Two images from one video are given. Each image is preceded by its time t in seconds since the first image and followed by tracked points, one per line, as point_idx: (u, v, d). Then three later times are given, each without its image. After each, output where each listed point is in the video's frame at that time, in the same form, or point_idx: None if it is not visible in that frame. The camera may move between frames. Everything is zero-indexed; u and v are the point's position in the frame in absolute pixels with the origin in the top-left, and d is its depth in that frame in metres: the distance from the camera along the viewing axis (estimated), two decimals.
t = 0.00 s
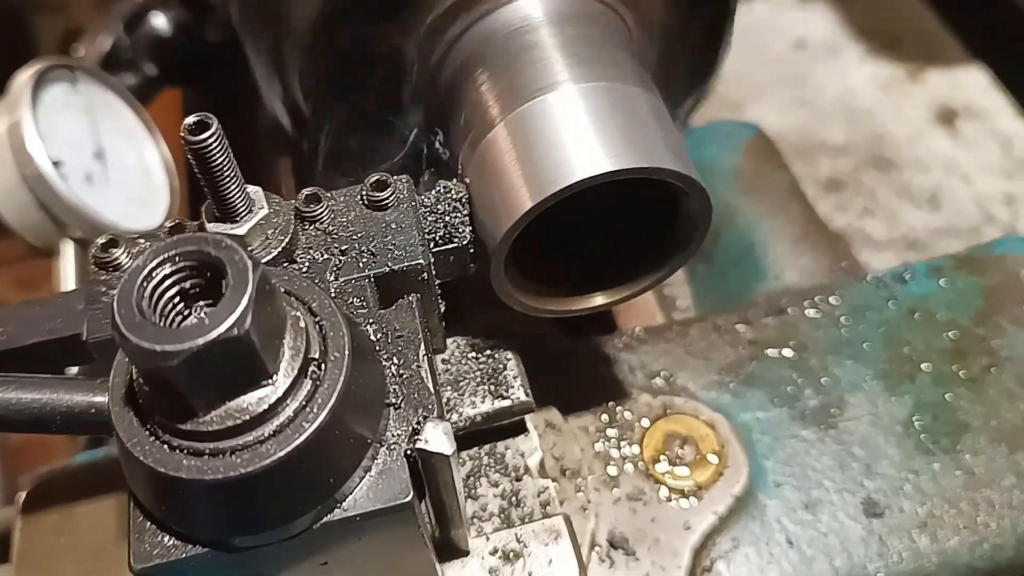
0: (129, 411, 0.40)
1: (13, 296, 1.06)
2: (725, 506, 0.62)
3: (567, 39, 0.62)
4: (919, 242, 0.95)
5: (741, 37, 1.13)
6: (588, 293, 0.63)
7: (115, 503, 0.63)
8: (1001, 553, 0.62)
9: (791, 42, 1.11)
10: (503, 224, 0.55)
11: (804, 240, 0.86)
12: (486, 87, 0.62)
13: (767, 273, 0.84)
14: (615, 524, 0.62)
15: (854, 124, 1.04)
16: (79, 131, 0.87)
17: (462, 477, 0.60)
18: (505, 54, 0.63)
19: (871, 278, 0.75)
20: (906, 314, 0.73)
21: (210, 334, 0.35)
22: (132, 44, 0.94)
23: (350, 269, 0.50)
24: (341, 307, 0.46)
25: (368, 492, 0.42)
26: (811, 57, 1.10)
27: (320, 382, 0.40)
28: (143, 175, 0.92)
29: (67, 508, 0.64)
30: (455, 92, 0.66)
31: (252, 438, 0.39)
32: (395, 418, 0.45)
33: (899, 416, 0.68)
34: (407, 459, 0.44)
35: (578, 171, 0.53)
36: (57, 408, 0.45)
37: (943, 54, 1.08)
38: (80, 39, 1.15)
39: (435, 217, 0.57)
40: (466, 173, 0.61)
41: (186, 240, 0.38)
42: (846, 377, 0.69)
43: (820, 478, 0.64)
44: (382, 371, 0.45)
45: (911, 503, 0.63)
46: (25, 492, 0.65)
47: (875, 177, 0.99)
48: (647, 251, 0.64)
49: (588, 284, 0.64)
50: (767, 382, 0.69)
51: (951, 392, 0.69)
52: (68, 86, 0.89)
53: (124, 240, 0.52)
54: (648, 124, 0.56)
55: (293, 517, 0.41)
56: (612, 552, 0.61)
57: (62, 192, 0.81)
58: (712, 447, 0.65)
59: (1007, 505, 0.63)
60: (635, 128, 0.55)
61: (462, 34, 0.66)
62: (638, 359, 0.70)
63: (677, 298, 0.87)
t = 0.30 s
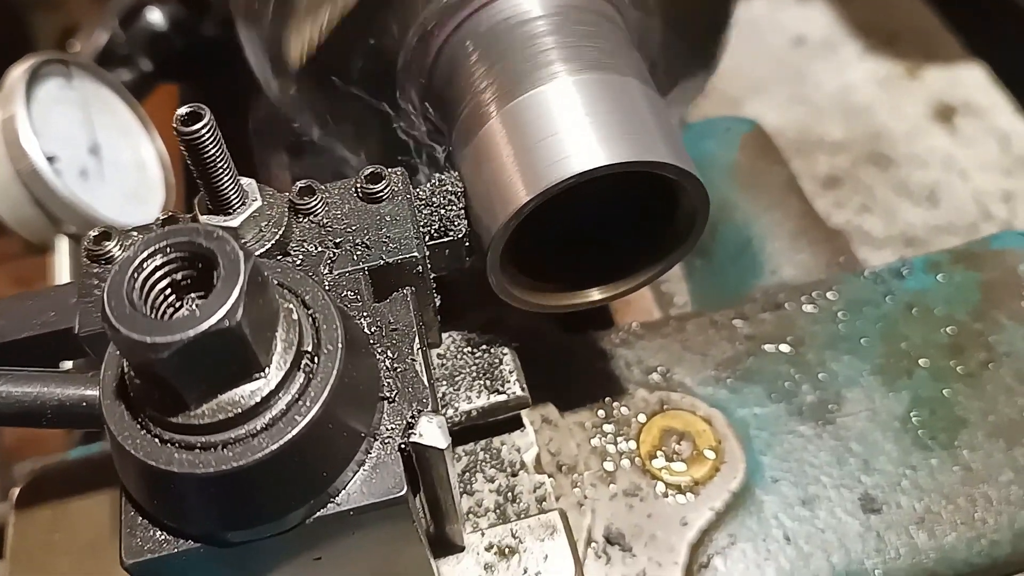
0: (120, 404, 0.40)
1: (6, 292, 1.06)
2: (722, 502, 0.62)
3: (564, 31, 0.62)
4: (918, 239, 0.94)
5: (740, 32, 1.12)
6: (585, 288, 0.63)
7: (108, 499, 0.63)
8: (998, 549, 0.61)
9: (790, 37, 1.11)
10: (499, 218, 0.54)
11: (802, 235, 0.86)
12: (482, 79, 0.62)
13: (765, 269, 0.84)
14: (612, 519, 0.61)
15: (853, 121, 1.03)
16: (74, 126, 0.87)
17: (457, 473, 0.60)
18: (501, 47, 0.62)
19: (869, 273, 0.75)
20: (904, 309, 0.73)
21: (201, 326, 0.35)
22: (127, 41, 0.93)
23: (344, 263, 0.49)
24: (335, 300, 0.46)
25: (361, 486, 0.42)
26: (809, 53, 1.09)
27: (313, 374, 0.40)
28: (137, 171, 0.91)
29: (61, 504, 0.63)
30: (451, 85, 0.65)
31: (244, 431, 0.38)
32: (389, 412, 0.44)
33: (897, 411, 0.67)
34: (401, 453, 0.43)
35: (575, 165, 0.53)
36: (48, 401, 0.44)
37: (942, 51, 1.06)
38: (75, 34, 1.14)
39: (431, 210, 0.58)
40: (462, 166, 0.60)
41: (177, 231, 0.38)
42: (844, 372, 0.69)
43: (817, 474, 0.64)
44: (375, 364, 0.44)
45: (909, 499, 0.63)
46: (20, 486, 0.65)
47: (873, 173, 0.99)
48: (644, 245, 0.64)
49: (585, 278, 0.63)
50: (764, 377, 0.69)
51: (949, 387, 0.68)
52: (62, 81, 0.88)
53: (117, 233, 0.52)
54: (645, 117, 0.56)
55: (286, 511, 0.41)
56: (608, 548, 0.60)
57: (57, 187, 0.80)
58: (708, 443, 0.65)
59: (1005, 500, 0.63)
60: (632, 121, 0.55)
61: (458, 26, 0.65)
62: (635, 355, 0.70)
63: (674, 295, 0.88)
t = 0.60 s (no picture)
0: (129, 400, 0.40)
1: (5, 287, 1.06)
2: (723, 498, 0.63)
3: (568, 31, 0.62)
4: (917, 238, 0.94)
5: (740, 31, 1.12)
6: (587, 287, 0.63)
7: (113, 497, 0.63)
8: (997, 545, 0.62)
9: (790, 37, 1.11)
10: (504, 218, 0.55)
11: (802, 234, 0.86)
12: (486, 79, 0.62)
13: (765, 267, 0.85)
14: (613, 516, 0.62)
15: (852, 120, 1.03)
16: (77, 124, 0.87)
17: (460, 469, 0.60)
18: (505, 47, 0.63)
19: (869, 272, 0.75)
20: (903, 307, 0.73)
21: (211, 322, 0.35)
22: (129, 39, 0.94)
23: (349, 260, 0.50)
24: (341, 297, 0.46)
25: (368, 481, 0.42)
26: (809, 52, 1.10)
27: (320, 371, 0.40)
28: (140, 169, 0.91)
29: (66, 499, 0.64)
30: (455, 85, 0.66)
31: (252, 427, 0.39)
32: (394, 408, 0.45)
33: (896, 408, 0.68)
34: (407, 448, 0.44)
35: (579, 164, 0.53)
36: (57, 397, 0.45)
37: (941, 50, 1.07)
38: (77, 32, 1.14)
39: (435, 208, 0.58)
40: (466, 165, 0.60)
41: (186, 228, 0.38)
42: (844, 370, 0.70)
43: (817, 471, 0.65)
44: (381, 360, 0.45)
45: (908, 495, 0.64)
46: (25, 482, 0.65)
47: (872, 173, 0.99)
48: (644, 245, 0.64)
49: (587, 278, 0.64)
50: (765, 375, 0.69)
51: (948, 385, 0.69)
52: (65, 80, 0.88)
53: (124, 230, 0.52)
54: (649, 117, 0.56)
55: (293, 506, 0.41)
56: (610, 544, 0.61)
57: (60, 186, 0.81)
58: (710, 440, 0.65)
59: (1004, 497, 0.64)
60: (636, 121, 0.55)
61: (462, 27, 0.66)
62: (636, 352, 0.70)
63: (675, 293, 0.87)
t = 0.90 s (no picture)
0: (133, 402, 0.40)
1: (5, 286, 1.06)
2: (725, 499, 0.63)
3: (571, 33, 0.62)
4: (918, 239, 0.94)
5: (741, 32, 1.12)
6: (590, 289, 0.63)
7: (114, 496, 0.63)
8: (999, 546, 0.62)
9: (791, 37, 1.11)
10: (507, 220, 0.55)
11: (803, 234, 0.87)
12: (489, 82, 0.62)
13: (766, 266, 0.85)
14: (615, 516, 0.62)
15: (853, 121, 1.03)
16: (78, 125, 0.87)
17: (463, 469, 0.60)
18: (507, 49, 0.63)
19: (870, 272, 0.75)
20: (905, 308, 0.73)
21: (215, 324, 0.35)
22: (131, 40, 0.94)
23: (352, 261, 0.50)
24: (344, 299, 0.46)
25: (371, 482, 0.42)
26: (810, 53, 1.10)
27: (323, 372, 0.40)
28: (141, 170, 0.91)
29: (67, 499, 0.64)
30: (457, 87, 0.66)
31: (256, 428, 0.39)
32: (397, 409, 0.45)
33: (898, 409, 0.68)
34: (410, 449, 0.44)
35: (583, 167, 0.53)
36: (60, 398, 0.45)
37: (942, 51, 1.07)
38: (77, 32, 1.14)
39: (438, 209, 0.58)
40: (469, 166, 0.60)
41: (189, 230, 0.38)
42: (845, 370, 0.70)
43: (819, 472, 0.65)
44: (384, 362, 0.45)
45: (910, 496, 0.64)
46: (26, 483, 0.66)
47: (873, 173, 0.99)
48: (646, 245, 0.64)
49: (590, 280, 0.63)
50: (767, 375, 0.69)
51: (950, 385, 0.69)
52: (67, 80, 0.88)
53: (126, 231, 0.52)
54: (652, 120, 0.56)
55: (297, 507, 0.41)
56: (612, 544, 0.61)
57: (61, 187, 0.81)
58: (711, 440, 0.65)
59: (1005, 497, 0.64)
60: (639, 124, 0.55)
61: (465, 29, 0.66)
62: (637, 353, 0.70)
63: (677, 295, 0.86)
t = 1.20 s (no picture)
0: (133, 395, 0.40)
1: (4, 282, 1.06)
2: (725, 495, 0.63)
3: (571, 29, 0.62)
4: (919, 238, 0.94)
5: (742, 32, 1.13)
6: (591, 286, 0.63)
7: (114, 492, 0.63)
8: (999, 543, 0.62)
9: (792, 37, 1.11)
10: (507, 217, 0.55)
11: (803, 231, 0.87)
12: (489, 77, 0.62)
13: (766, 264, 0.85)
14: (615, 512, 0.62)
15: (854, 120, 1.03)
16: (79, 122, 0.87)
17: (463, 465, 0.61)
18: (508, 46, 0.63)
19: (871, 270, 0.75)
20: (905, 305, 0.73)
21: (215, 316, 0.35)
22: (131, 38, 0.95)
23: (353, 256, 0.50)
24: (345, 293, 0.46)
25: (371, 476, 0.42)
26: (811, 52, 1.10)
27: (324, 366, 0.40)
28: (142, 168, 0.92)
29: (67, 495, 0.64)
30: (458, 84, 0.66)
31: (256, 422, 0.39)
32: (398, 403, 0.45)
33: (898, 406, 0.68)
34: (410, 443, 0.44)
35: (582, 163, 0.53)
36: (60, 391, 0.45)
37: (943, 50, 1.07)
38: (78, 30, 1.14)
39: (438, 204, 0.58)
40: (470, 162, 0.60)
41: (190, 223, 0.38)
42: (845, 367, 0.70)
43: (820, 469, 0.65)
44: (385, 356, 0.45)
45: (910, 493, 0.64)
46: (25, 479, 0.66)
47: (874, 171, 0.99)
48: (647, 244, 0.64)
49: (591, 278, 0.64)
50: (767, 372, 0.69)
51: (951, 382, 0.69)
52: (68, 78, 0.88)
53: (127, 226, 0.52)
54: (652, 115, 0.56)
55: (296, 501, 0.41)
56: (612, 540, 0.61)
57: (62, 185, 0.81)
58: (712, 436, 0.65)
59: (1006, 494, 0.64)
60: (639, 119, 0.55)
61: (465, 26, 0.66)
62: (638, 349, 0.70)
63: (678, 292, 0.86)
